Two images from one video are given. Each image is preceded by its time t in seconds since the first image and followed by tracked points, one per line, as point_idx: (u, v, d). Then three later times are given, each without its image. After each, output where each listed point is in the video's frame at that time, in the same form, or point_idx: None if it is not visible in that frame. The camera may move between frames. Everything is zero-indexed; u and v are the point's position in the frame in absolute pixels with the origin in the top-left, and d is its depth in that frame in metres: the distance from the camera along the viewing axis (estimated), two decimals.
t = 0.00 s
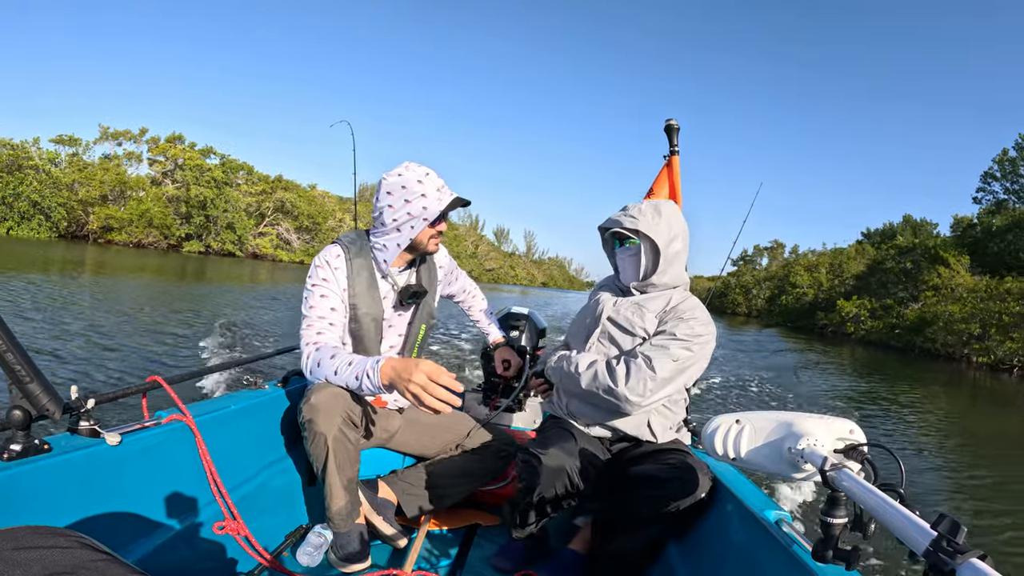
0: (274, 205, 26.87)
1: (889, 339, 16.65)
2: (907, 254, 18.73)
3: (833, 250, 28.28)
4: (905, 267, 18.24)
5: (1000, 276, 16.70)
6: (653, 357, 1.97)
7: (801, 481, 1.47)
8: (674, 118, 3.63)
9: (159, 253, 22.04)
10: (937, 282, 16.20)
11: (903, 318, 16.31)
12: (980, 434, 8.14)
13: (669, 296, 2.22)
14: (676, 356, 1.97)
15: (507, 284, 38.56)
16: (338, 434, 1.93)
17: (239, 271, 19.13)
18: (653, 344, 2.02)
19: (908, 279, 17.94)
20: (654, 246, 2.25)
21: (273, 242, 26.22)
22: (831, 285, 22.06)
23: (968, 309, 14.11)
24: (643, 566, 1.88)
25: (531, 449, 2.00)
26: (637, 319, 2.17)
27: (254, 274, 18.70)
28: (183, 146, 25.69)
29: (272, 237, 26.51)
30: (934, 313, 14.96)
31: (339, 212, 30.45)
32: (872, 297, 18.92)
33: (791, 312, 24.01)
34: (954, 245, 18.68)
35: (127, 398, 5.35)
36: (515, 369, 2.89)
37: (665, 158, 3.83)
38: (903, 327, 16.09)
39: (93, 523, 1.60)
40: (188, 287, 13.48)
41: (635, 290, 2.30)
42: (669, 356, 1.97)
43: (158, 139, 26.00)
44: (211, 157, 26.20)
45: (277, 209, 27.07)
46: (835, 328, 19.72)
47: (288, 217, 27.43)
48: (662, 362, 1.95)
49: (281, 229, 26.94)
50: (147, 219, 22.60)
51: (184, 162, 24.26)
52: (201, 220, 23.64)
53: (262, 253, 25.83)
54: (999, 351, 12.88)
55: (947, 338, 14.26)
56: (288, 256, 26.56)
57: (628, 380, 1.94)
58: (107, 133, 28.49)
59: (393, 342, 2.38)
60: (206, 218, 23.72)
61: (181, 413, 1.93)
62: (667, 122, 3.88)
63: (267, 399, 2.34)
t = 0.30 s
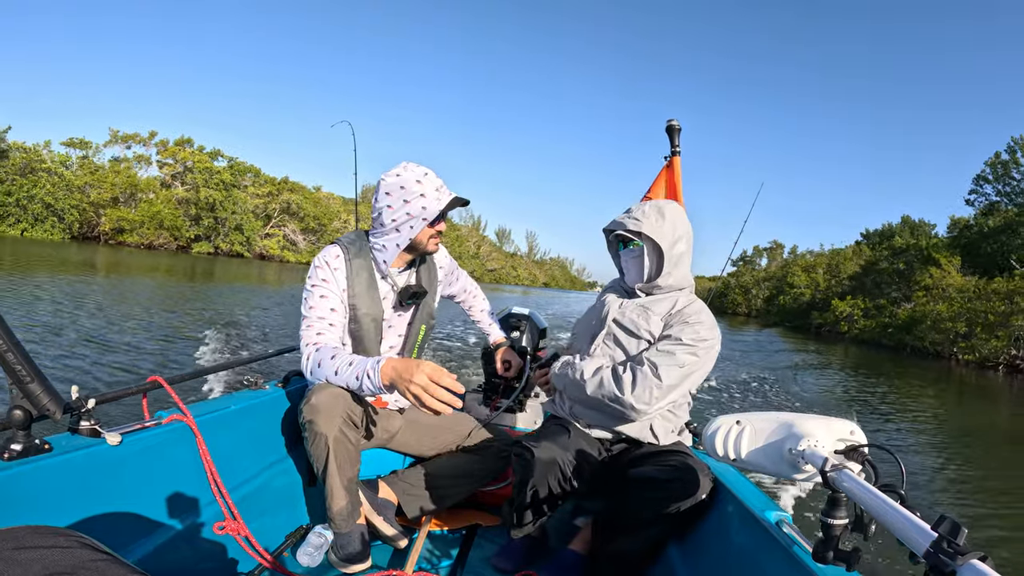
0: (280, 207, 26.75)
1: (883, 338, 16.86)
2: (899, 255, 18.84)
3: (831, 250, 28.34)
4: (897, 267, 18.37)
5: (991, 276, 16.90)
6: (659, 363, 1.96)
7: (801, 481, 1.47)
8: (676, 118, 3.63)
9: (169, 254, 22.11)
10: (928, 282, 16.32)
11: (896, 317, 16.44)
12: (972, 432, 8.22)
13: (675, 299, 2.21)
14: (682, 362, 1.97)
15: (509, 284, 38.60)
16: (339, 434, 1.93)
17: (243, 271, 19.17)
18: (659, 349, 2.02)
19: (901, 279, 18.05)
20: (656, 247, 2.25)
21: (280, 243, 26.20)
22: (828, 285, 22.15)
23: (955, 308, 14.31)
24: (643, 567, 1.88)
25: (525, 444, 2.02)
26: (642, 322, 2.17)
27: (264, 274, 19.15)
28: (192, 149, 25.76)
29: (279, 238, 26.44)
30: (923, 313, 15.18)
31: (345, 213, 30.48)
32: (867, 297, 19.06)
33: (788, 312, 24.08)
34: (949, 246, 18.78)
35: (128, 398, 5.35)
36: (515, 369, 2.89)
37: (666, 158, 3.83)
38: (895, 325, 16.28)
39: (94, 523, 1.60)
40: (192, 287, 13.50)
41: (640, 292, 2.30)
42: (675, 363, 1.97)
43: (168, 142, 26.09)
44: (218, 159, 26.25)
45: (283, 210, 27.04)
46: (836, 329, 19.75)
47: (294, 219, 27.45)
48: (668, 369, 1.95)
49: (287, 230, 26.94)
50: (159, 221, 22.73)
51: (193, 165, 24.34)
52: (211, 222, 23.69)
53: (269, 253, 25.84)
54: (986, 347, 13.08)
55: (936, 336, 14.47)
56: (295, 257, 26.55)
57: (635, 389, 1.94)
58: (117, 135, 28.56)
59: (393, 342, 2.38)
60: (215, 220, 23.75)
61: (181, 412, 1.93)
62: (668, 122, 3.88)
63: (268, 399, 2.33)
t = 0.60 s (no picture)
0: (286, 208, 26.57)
1: (874, 337, 17.12)
2: (893, 256, 19.06)
3: (831, 251, 28.35)
4: (890, 267, 18.50)
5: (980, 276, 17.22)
6: (668, 368, 1.96)
7: (802, 482, 1.46)
8: (677, 119, 3.63)
9: (178, 255, 22.17)
10: (919, 282, 16.45)
11: (888, 317, 16.60)
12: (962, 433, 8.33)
13: (680, 300, 2.21)
14: (690, 367, 1.97)
15: (511, 284, 38.70)
16: (339, 434, 1.93)
17: (248, 271, 19.24)
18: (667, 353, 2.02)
19: (894, 279, 18.31)
20: (663, 248, 2.24)
21: (287, 244, 26.18)
22: (824, 286, 22.26)
23: (942, 308, 14.63)
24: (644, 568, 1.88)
25: (522, 438, 2.04)
26: (649, 324, 2.17)
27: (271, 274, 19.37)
28: (201, 151, 25.83)
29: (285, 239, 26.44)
30: (910, 314, 15.55)
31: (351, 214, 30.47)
32: (860, 296, 19.29)
33: (785, 312, 24.16)
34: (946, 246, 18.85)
35: (129, 398, 5.36)
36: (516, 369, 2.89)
37: (667, 159, 3.83)
38: (887, 324, 16.47)
39: (94, 522, 1.60)
40: (196, 286, 13.56)
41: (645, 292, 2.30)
42: (683, 369, 1.96)
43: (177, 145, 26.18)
44: (226, 161, 26.31)
45: (290, 211, 26.99)
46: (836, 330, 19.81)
47: (301, 220, 27.47)
48: (678, 376, 1.94)
49: (294, 232, 26.91)
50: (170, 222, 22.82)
51: (202, 168, 24.37)
52: (220, 223, 23.70)
53: (276, 254, 25.81)
54: (968, 345, 13.62)
55: (924, 335, 14.80)
56: (303, 258, 26.52)
57: (646, 395, 1.93)
58: (126, 138, 28.66)
59: (393, 342, 2.39)
60: (224, 222, 23.76)
61: (182, 412, 1.93)
62: (670, 122, 3.88)
63: (269, 399, 2.34)
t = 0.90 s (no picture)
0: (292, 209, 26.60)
1: (867, 336, 17.28)
2: (890, 256, 19.17)
3: (830, 251, 28.37)
4: (884, 267, 18.75)
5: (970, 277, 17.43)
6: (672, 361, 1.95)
7: (803, 482, 1.46)
8: (677, 119, 3.63)
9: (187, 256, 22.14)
10: (914, 282, 16.55)
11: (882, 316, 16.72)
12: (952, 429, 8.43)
13: (683, 299, 2.20)
14: (693, 362, 1.96)
15: (512, 284, 38.80)
16: (341, 433, 1.93)
17: (252, 271, 19.29)
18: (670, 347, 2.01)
19: (887, 279, 18.50)
20: (668, 247, 2.23)
21: (294, 245, 26.20)
22: (821, 286, 22.38)
23: (930, 306, 14.80)
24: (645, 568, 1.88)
25: (519, 436, 2.05)
26: (652, 321, 2.17)
27: (276, 274, 19.46)
28: (208, 154, 25.87)
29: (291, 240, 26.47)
30: (899, 313, 15.79)
31: (356, 215, 30.45)
32: (854, 296, 19.47)
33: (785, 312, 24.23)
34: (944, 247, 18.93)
35: (129, 398, 5.36)
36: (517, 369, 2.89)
37: (667, 159, 3.83)
38: (882, 324, 16.59)
39: (95, 522, 1.60)
40: (200, 286, 13.58)
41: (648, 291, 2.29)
42: (686, 362, 1.96)
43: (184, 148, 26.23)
44: (233, 164, 26.35)
45: (296, 213, 26.86)
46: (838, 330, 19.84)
47: (306, 222, 27.43)
48: (681, 371, 1.93)
49: (299, 233, 26.95)
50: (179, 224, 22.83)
51: (211, 170, 24.38)
52: (227, 225, 23.71)
53: (283, 255, 25.55)
54: (952, 343, 13.86)
55: (913, 334, 14.98)
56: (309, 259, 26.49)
57: (648, 385, 1.93)
58: (135, 141, 28.68)
59: (396, 341, 2.39)
60: (231, 223, 23.76)
61: (183, 411, 1.93)
62: (670, 122, 3.88)
63: (270, 398, 2.34)
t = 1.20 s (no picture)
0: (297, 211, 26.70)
1: (860, 334, 17.60)
2: (888, 256, 19.29)
3: (830, 252, 28.49)
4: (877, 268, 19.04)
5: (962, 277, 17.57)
6: (665, 358, 1.95)
7: (804, 481, 1.46)
8: (677, 118, 3.63)
9: (196, 257, 22.21)
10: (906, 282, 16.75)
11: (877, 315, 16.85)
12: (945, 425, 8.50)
13: (681, 298, 2.21)
14: (687, 358, 1.96)
15: (513, 284, 38.95)
16: (342, 432, 1.93)
17: (257, 271, 19.37)
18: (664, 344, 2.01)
19: (881, 280, 18.80)
20: (668, 247, 2.23)
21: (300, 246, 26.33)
22: (817, 286, 22.54)
23: (920, 306, 15.19)
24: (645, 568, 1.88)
25: (520, 434, 2.05)
26: (649, 319, 2.17)
27: (282, 274, 19.52)
28: (216, 156, 25.96)
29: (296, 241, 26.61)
30: (889, 313, 16.12)
31: (359, 216, 30.49)
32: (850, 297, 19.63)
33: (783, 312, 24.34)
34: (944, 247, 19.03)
35: (130, 398, 5.37)
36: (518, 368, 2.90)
37: (668, 159, 3.83)
38: (879, 323, 16.68)
39: (95, 522, 1.60)
40: (203, 286, 13.59)
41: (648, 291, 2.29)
42: (680, 358, 1.95)
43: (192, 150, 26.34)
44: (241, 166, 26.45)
45: (301, 214, 26.77)
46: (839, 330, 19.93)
47: (311, 223, 27.33)
48: (674, 367, 1.93)
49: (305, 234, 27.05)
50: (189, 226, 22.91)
51: (219, 173, 24.49)
52: (234, 226, 23.81)
53: (289, 256, 25.77)
54: (938, 341, 14.38)
55: (903, 332, 15.31)
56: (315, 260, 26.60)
57: (639, 382, 1.93)
58: (144, 144, 28.75)
59: (397, 339, 2.39)
60: (238, 225, 23.87)
61: (185, 411, 1.93)
62: (670, 122, 3.88)
63: (272, 399, 2.35)
